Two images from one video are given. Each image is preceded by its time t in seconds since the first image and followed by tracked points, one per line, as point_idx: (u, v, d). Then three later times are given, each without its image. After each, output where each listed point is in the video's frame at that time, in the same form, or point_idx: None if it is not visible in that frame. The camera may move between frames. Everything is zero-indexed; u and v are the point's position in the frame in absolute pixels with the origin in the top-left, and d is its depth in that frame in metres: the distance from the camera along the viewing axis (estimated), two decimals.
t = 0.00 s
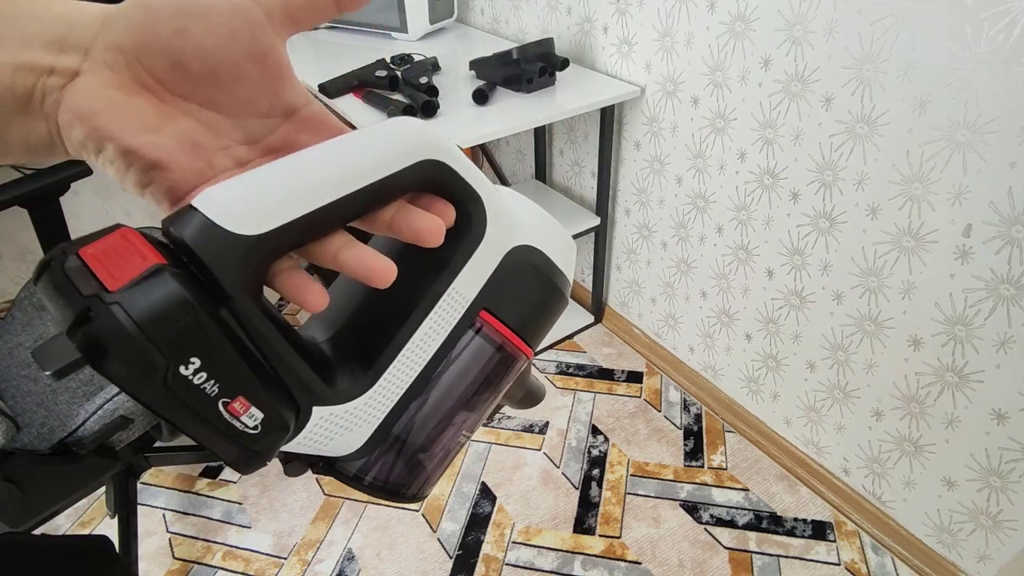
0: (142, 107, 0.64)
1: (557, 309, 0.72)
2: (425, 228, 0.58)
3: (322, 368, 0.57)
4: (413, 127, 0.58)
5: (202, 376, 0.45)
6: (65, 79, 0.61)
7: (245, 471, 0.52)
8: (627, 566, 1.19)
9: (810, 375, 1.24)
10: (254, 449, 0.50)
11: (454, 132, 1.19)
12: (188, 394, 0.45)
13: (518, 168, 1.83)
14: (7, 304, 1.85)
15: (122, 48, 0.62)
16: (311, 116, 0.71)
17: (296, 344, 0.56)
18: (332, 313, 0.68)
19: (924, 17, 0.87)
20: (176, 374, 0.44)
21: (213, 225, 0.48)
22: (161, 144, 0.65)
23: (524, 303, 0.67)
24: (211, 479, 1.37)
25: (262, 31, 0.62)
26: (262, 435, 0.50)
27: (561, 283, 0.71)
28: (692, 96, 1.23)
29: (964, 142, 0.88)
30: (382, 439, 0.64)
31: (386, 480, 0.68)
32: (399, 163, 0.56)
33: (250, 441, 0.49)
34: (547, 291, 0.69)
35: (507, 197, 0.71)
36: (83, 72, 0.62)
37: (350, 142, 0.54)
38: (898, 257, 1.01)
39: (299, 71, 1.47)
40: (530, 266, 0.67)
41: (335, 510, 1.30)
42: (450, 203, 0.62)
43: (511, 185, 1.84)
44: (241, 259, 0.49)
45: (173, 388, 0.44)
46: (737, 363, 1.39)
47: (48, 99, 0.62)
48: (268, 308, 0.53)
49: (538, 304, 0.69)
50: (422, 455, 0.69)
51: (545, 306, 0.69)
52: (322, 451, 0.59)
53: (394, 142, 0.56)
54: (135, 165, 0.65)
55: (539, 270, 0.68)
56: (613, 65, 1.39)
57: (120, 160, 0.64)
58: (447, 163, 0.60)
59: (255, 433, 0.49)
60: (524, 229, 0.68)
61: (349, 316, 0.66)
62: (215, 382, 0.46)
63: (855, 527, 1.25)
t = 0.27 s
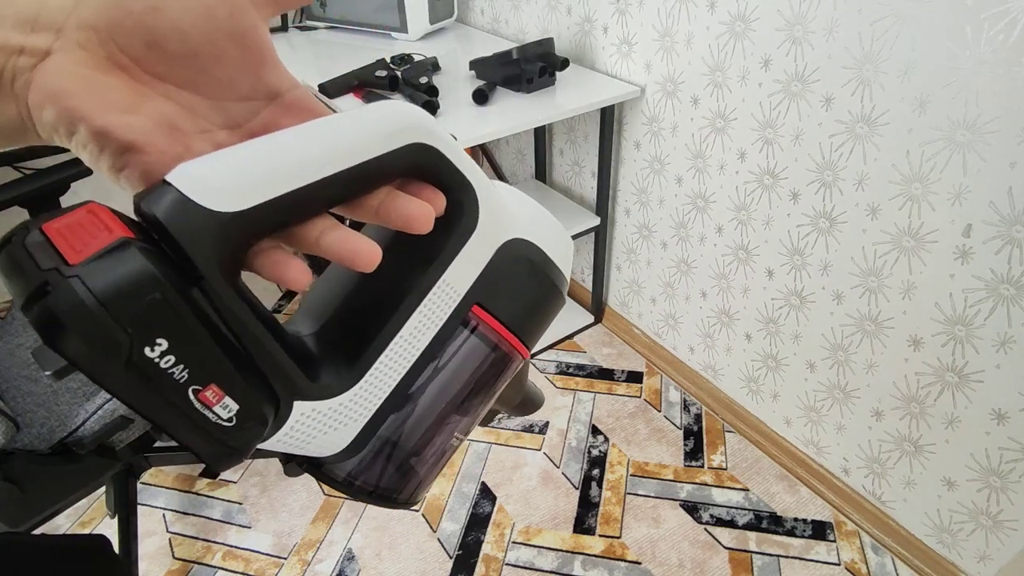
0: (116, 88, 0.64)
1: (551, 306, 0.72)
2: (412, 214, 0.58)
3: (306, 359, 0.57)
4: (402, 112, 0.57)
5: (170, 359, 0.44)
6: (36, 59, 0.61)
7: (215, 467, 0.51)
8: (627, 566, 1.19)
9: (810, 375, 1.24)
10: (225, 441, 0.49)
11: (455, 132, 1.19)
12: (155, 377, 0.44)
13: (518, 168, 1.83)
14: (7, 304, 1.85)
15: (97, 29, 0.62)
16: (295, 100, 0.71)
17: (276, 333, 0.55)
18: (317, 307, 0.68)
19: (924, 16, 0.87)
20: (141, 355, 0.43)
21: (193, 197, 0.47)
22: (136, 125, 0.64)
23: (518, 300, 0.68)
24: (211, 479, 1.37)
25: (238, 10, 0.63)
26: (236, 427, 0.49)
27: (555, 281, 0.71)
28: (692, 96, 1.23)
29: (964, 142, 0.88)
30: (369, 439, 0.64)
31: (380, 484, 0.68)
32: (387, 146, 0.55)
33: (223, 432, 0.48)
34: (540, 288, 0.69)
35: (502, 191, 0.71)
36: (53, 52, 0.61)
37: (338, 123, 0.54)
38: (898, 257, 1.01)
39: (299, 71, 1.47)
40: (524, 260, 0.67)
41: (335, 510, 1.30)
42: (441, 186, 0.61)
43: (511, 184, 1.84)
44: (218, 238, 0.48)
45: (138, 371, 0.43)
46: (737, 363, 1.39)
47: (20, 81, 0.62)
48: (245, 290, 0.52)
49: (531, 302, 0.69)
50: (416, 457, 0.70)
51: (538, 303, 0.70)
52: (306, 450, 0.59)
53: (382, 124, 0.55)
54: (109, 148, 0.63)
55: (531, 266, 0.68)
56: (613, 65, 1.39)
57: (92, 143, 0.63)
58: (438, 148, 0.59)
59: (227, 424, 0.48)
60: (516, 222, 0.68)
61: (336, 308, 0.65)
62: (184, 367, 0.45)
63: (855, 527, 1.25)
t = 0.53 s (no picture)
0: (101, 76, 0.64)
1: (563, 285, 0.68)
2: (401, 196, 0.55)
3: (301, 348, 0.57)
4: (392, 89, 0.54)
5: (151, 358, 0.45)
6: (21, 48, 0.62)
7: (213, 457, 0.52)
8: (627, 566, 1.19)
9: (810, 375, 1.24)
10: (220, 432, 0.50)
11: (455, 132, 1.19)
12: (138, 375, 0.44)
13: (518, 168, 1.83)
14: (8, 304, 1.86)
15: (78, 14, 0.62)
16: (283, 82, 0.68)
17: (267, 324, 0.55)
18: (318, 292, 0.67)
19: (924, 17, 0.87)
20: (120, 357, 0.43)
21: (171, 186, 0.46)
22: (118, 110, 0.63)
23: (522, 281, 0.65)
24: (211, 479, 1.37)
25: None
26: (226, 419, 0.50)
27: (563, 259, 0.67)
28: (692, 96, 1.23)
29: (964, 142, 0.88)
30: (371, 421, 0.64)
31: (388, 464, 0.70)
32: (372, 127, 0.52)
33: (213, 425, 0.49)
34: (547, 267, 0.66)
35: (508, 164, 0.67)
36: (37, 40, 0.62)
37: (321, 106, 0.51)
38: (898, 257, 1.01)
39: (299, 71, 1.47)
40: (528, 239, 0.64)
41: (335, 510, 1.30)
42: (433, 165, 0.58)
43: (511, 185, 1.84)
44: (196, 235, 0.47)
45: (119, 372, 0.44)
46: (737, 363, 1.39)
47: (5, 72, 0.62)
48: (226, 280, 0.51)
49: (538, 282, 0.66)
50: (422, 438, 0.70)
51: (547, 283, 0.66)
52: (308, 433, 0.60)
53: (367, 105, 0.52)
54: (93, 135, 0.63)
55: (535, 245, 0.64)
56: (613, 65, 1.39)
57: (77, 130, 0.63)
58: (427, 129, 0.55)
59: (220, 416, 0.49)
60: (518, 200, 0.64)
61: (337, 294, 0.65)
62: (167, 364, 0.45)
63: (855, 527, 1.25)
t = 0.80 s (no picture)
0: (192, 170, 0.69)
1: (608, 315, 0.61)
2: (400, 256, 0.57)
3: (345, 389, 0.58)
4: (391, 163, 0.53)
5: (203, 421, 0.49)
6: (128, 146, 0.65)
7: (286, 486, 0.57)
8: (627, 566, 1.19)
9: (810, 375, 1.24)
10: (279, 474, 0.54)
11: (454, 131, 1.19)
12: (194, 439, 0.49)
13: (518, 168, 1.83)
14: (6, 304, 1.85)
15: (180, 120, 0.66)
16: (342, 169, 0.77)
17: (309, 374, 0.57)
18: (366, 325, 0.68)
19: (924, 16, 0.87)
20: (178, 423, 0.48)
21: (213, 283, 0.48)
22: (206, 207, 0.71)
23: (552, 325, 0.59)
24: (211, 479, 1.37)
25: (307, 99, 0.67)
26: (280, 460, 0.53)
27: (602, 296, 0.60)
28: (692, 96, 1.23)
29: (964, 142, 0.88)
30: (420, 449, 0.63)
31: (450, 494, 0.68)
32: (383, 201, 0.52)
33: (269, 467, 0.53)
34: (580, 308, 0.58)
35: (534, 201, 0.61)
36: (144, 140, 0.66)
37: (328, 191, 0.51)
38: (898, 257, 1.01)
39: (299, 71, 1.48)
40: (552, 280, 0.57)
41: (335, 510, 1.30)
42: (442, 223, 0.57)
43: (511, 184, 1.84)
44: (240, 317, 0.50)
45: (182, 433, 0.49)
46: (737, 363, 1.39)
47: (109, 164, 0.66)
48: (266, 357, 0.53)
49: (572, 322, 0.59)
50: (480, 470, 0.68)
51: (584, 318, 0.59)
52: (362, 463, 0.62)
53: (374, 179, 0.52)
54: (185, 227, 0.70)
55: (565, 288, 0.57)
56: (613, 65, 1.39)
57: (172, 221, 0.70)
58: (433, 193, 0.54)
59: (273, 459, 0.53)
60: (547, 240, 0.58)
61: (379, 333, 0.64)
62: (216, 423, 0.49)
63: (855, 527, 1.25)
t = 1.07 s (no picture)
0: (144, 151, 0.67)
1: (611, 270, 0.54)
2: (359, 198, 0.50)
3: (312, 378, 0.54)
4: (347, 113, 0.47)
5: (144, 411, 0.46)
6: (78, 129, 0.65)
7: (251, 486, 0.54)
8: (627, 566, 1.19)
9: (810, 375, 1.24)
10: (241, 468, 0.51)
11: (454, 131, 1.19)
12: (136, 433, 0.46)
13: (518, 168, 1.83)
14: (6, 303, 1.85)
15: (127, 98, 0.65)
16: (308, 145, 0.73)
17: (268, 360, 0.52)
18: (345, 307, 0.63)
19: (924, 16, 0.87)
20: (115, 416, 0.45)
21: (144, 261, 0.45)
22: (161, 187, 0.68)
23: (548, 284, 0.52)
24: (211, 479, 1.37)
25: (254, 68, 0.63)
26: (240, 453, 0.50)
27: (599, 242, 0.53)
28: (692, 96, 1.23)
29: (964, 142, 0.88)
30: (413, 437, 0.57)
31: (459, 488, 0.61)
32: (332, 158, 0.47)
33: (232, 460, 0.50)
34: (579, 262, 0.52)
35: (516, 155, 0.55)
36: (93, 122, 0.65)
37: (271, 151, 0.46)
38: (898, 257, 1.01)
39: (300, 71, 1.47)
40: (541, 236, 0.51)
41: (335, 510, 1.30)
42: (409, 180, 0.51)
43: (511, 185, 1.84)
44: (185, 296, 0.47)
45: (123, 428, 0.46)
46: (737, 363, 1.39)
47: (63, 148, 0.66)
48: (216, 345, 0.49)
49: (573, 279, 0.52)
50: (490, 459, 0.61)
51: (583, 276, 0.53)
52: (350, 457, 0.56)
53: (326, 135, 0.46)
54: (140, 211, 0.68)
55: (558, 238, 0.51)
56: (613, 65, 1.39)
57: (125, 207, 0.68)
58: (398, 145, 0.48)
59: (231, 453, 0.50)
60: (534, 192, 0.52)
61: (354, 313, 0.59)
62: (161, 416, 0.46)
63: (855, 527, 1.25)
